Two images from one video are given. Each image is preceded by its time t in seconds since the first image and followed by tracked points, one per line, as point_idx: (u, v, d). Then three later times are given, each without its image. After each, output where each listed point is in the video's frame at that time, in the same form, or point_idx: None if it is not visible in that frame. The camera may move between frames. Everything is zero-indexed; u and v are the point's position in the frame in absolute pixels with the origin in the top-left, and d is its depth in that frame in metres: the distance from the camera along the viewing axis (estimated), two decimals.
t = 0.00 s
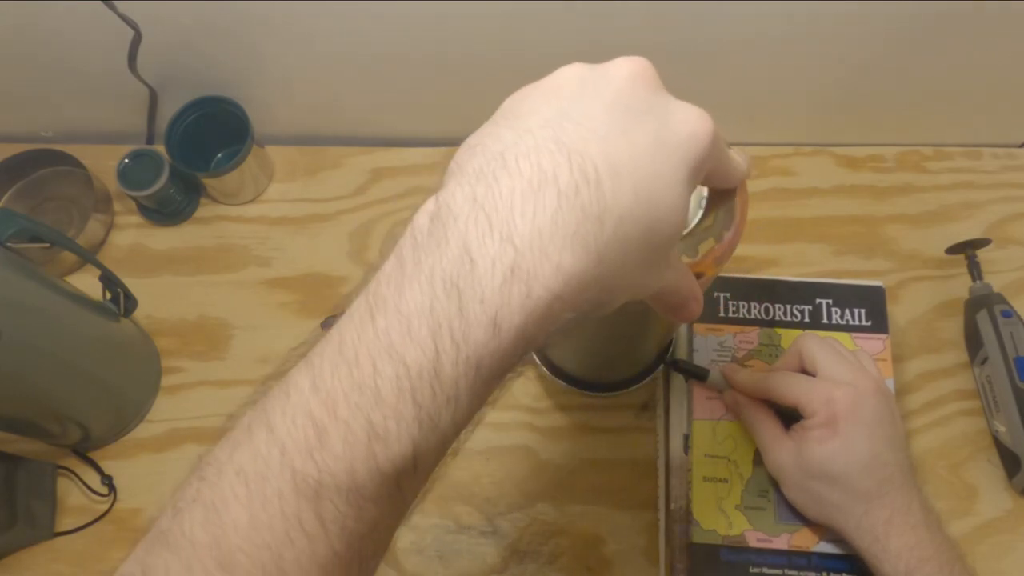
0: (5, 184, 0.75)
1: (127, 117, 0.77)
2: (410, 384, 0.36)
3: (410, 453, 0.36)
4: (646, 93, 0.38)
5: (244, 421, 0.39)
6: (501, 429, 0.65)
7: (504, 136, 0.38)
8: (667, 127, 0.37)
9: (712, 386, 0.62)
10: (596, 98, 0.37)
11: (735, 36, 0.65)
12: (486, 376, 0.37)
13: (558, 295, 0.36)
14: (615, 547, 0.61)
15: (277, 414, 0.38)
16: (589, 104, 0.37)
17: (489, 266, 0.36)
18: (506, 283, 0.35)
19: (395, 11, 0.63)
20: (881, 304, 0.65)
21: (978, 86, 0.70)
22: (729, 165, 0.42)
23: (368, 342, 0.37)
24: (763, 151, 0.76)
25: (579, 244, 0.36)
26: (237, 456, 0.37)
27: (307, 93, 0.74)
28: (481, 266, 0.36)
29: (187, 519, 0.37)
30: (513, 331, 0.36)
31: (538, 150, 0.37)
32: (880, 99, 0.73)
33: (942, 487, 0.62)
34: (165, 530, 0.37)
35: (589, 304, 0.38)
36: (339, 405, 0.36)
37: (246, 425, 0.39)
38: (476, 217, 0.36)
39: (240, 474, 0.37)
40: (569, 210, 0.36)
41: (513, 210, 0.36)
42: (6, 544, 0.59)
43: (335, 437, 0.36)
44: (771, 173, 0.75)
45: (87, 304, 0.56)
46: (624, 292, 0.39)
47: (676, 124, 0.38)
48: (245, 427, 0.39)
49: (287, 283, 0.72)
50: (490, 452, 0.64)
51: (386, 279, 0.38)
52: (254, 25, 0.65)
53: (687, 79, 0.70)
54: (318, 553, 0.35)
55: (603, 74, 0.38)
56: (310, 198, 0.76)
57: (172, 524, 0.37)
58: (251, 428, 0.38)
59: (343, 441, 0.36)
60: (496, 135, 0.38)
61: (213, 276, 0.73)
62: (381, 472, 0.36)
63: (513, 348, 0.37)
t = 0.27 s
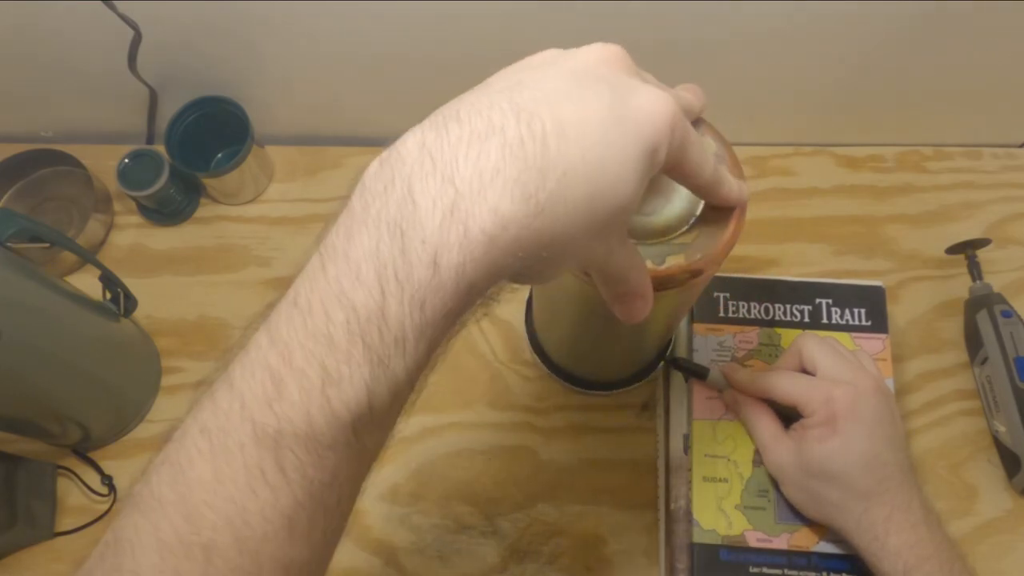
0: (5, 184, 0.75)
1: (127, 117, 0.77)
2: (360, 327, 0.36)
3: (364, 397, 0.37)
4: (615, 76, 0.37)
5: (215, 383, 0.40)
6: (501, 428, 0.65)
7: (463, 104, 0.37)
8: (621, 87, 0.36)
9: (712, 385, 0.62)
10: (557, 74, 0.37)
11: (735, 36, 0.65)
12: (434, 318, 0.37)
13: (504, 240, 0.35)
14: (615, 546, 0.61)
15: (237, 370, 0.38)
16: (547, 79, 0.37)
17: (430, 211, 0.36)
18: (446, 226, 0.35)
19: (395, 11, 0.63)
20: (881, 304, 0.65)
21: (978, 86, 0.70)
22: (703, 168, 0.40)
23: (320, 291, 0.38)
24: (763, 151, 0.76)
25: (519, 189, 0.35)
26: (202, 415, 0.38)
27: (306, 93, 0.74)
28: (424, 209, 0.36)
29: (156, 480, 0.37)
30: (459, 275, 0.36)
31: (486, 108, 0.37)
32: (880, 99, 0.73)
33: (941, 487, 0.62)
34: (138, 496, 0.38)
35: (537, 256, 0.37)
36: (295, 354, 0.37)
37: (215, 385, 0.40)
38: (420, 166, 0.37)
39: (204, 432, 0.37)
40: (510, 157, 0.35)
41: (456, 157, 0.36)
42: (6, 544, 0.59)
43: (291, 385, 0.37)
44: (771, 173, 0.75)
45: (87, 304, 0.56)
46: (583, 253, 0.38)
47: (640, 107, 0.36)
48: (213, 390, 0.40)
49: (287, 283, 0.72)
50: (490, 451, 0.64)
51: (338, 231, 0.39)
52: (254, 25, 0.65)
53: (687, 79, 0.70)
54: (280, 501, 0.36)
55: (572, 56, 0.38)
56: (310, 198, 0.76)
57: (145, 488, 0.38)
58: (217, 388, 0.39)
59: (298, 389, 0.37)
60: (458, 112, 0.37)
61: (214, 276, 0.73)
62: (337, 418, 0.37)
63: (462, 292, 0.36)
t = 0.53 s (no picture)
0: (5, 184, 0.75)
1: (127, 117, 0.77)
2: (348, 360, 0.37)
3: (351, 431, 0.37)
4: (611, 100, 0.37)
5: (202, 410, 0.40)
6: (501, 429, 0.65)
7: (461, 149, 0.37)
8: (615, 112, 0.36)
9: (712, 385, 0.62)
10: (553, 103, 0.37)
11: (735, 36, 0.65)
12: (422, 354, 0.37)
13: (499, 275, 0.36)
14: (615, 547, 0.61)
15: (223, 399, 0.38)
16: (541, 110, 0.37)
17: (422, 245, 0.36)
18: (438, 261, 0.36)
19: (395, 11, 0.63)
20: (881, 304, 0.65)
21: (978, 86, 0.70)
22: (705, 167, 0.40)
23: (310, 322, 0.37)
24: (763, 151, 0.76)
25: (513, 226, 0.35)
26: (186, 444, 0.38)
27: (307, 93, 0.74)
28: (415, 241, 0.36)
29: (137, 507, 0.38)
30: (447, 309, 0.36)
31: (481, 139, 0.37)
32: (880, 99, 0.73)
33: (941, 487, 0.62)
34: (117, 525, 0.38)
35: (529, 289, 0.37)
36: (281, 385, 0.37)
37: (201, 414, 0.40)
38: (413, 199, 0.37)
39: (188, 462, 0.37)
40: (504, 193, 0.35)
41: (450, 189, 0.36)
42: (6, 544, 0.59)
43: (276, 416, 0.37)
44: (771, 173, 0.75)
45: (87, 304, 0.56)
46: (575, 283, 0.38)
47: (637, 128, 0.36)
48: (198, 418, 0.40)
49: (287, 283, 0.72)
50: (490, 452, 0.64)
51: (327, 257, 0.39)
52: (254, 25, 0.65)
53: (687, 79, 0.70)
54: (261, 534, 0.36)
55: (568, 81, 0.38)
56: (310, 198, 0.76)
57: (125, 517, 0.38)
58: (202, 416, 0.39)
59: (285, 420, 0.37)
60: (450, 147, 0.37)
61: (213, 276, 0.73)
62: (322, 449, 0.37)
63: (452, 326, 0.37)
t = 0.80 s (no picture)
0: (5, 184, 0.75)
1: (127, 117, 0.77)
2: (483, 453, 0.37)
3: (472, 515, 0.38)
4: (666, 118, 0.41)
5: (275, 463, 0.37)
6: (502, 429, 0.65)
7: (562, 198, 0.41)
8: (712, 177, 0.41)
9: (712, 385, 0.62)
10: (639, 143, 0.41)
11: (736, 36, 0.65)
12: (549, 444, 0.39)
13: (627, 363, 0.40)
14: (615, 547, 0.61)
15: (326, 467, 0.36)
16: (623, 146, 0.41)
17: (574, 343, 0.38)
18: (587, 359, 0.38)
19: (395, 12, 0.63)
20: (881, 305, 0.65)
21: (979, 86, 0.70)
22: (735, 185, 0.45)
23: (445, 410, 0.37)
24: (763, 151, 0.76)
25: (650, 313, 0.40)
26: (275, 503, 0.36)
27: (307, 93, 0.74)
28: (570, 344, 0.38)
29: (217, 562, 0.35)
30: (584, 399, 0.39)
31: (604, 216, 0.40)
32: (880, 99, 0.73)
33: (942, 487, 0.62)
34: None
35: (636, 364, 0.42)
36: (402, 466, 0.36)
37: (277, 472, 0.37)
38: (555, 289, 0.39)
39: (288, 529, 0.35)
40: (645, 285, 0.39)
41: (598, 287, 0.39)
42: (6, 544, 0.59)
43: (395, 496, 0.35)
44: (771, 173, 0.75)
45: (87, 304, 0.56)
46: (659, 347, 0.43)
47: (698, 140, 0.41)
48: (280, 476, 0.36)
49: (287, 283, 0.72)
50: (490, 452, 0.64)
51: (454, 340, 0.38)
52: (254, 25, 0.65)
53: (687, 78, 0.70)
54: None
55: (626, 106, 0.41)
56: (310, 198, 0.76)
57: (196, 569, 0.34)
58: (293, 477, 0.36)
59: (407, 503, 0.36)
60: (549, 195, 0.41)
61: (213, 276, 0.73)
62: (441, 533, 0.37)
63: (581, 416, 0.40)
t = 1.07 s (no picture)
0: (5, 184, 0.75)
1: (128, 117, 0.77)
2: (491, 441, 0.38)
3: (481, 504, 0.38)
4: (689, 121, 0.43)
5: (286, 453, 0.39)
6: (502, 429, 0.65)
7: (579, 189, 0.43)
8: (731, 181, 0.43)
9: (712, 386, 0.62)
10: (656, 141, 0.43)
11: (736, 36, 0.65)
12: (557, 432, 0.40)
13: (637, 355, 0.41)
14: (615, 547, 0.60)
15: (337, 455, 0.38)
16: (646, 142, 0.43)
17: (582, 332, 0.40)
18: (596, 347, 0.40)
19: (396, 12, 0.63)
20: (881, 305, 0.65)
21: (979, 86, 0.70)
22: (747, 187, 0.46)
23: (450, 398, 0.39)
24: (763, 151, 0.76)
25: (660, 304, 0.41)
26: (285, 494, 0.38)
27: (307, 93, 0.74)
28: (579, 334, 0.40)
29: (230, 553, 0.36)
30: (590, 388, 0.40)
31: (619, 209, 0.42)
32: (880, 99, 0.73)
33: (942, 487, 0.62)
34: (196, 562, 0.36)
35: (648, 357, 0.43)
36: (410, 455, 0.38)
37: (290, 462, 0.39)
38: (566, 279, 0.41)
39: (297, 516, 0.37)
40: (655, 275, 0.41)
41: (608, 276, 0.41)
42: (6, 543, 0.59)
43: (404, 485, 0.37)
44: (771, 173, 0.75)
45: (87, 304, 0.56)
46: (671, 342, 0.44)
47: (720, 150, 0.43)
48: (292, 462, 0.39)
49: (287, 283, 0.72)
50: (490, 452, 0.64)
51: (464, 330, 0.40)
52: (254, 25, 0.65)
53: (687, 78, 0.70)
54: None
55: (650, 105, 0.44)
56: (310, 198, 0.76)
57: (208, 556, 0.36)
58: (303, 465, 0.38)
59: (414, 490, 0.37)
60: (567, 186, 0.43)
61: (213, 276, 0.73)
62: (450, 521, 0.38)
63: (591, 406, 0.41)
